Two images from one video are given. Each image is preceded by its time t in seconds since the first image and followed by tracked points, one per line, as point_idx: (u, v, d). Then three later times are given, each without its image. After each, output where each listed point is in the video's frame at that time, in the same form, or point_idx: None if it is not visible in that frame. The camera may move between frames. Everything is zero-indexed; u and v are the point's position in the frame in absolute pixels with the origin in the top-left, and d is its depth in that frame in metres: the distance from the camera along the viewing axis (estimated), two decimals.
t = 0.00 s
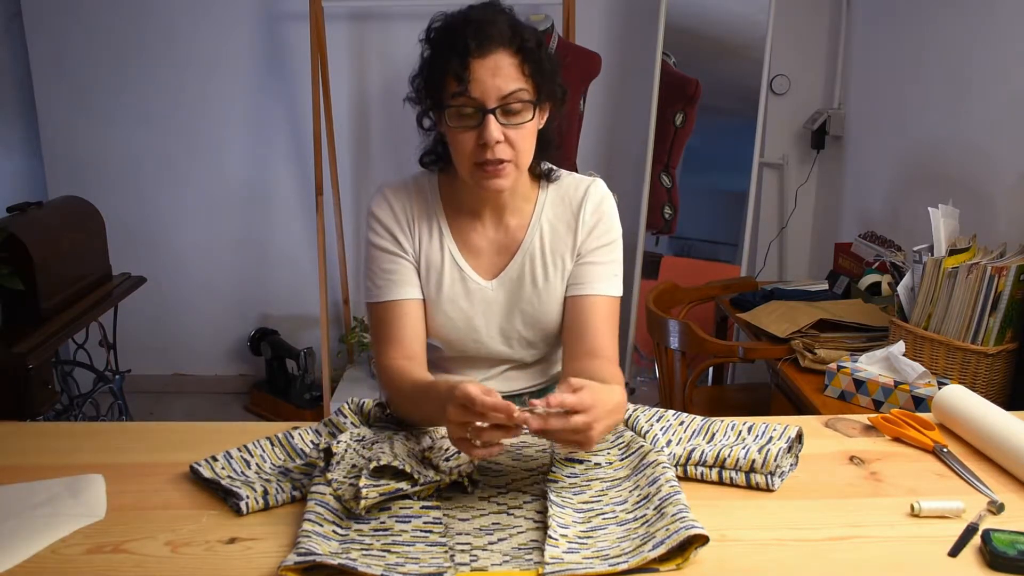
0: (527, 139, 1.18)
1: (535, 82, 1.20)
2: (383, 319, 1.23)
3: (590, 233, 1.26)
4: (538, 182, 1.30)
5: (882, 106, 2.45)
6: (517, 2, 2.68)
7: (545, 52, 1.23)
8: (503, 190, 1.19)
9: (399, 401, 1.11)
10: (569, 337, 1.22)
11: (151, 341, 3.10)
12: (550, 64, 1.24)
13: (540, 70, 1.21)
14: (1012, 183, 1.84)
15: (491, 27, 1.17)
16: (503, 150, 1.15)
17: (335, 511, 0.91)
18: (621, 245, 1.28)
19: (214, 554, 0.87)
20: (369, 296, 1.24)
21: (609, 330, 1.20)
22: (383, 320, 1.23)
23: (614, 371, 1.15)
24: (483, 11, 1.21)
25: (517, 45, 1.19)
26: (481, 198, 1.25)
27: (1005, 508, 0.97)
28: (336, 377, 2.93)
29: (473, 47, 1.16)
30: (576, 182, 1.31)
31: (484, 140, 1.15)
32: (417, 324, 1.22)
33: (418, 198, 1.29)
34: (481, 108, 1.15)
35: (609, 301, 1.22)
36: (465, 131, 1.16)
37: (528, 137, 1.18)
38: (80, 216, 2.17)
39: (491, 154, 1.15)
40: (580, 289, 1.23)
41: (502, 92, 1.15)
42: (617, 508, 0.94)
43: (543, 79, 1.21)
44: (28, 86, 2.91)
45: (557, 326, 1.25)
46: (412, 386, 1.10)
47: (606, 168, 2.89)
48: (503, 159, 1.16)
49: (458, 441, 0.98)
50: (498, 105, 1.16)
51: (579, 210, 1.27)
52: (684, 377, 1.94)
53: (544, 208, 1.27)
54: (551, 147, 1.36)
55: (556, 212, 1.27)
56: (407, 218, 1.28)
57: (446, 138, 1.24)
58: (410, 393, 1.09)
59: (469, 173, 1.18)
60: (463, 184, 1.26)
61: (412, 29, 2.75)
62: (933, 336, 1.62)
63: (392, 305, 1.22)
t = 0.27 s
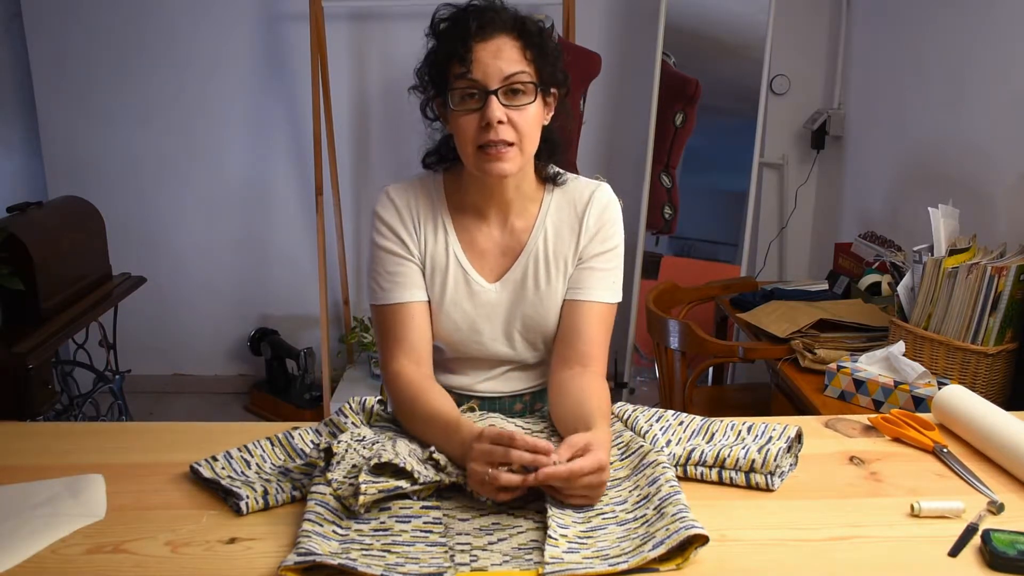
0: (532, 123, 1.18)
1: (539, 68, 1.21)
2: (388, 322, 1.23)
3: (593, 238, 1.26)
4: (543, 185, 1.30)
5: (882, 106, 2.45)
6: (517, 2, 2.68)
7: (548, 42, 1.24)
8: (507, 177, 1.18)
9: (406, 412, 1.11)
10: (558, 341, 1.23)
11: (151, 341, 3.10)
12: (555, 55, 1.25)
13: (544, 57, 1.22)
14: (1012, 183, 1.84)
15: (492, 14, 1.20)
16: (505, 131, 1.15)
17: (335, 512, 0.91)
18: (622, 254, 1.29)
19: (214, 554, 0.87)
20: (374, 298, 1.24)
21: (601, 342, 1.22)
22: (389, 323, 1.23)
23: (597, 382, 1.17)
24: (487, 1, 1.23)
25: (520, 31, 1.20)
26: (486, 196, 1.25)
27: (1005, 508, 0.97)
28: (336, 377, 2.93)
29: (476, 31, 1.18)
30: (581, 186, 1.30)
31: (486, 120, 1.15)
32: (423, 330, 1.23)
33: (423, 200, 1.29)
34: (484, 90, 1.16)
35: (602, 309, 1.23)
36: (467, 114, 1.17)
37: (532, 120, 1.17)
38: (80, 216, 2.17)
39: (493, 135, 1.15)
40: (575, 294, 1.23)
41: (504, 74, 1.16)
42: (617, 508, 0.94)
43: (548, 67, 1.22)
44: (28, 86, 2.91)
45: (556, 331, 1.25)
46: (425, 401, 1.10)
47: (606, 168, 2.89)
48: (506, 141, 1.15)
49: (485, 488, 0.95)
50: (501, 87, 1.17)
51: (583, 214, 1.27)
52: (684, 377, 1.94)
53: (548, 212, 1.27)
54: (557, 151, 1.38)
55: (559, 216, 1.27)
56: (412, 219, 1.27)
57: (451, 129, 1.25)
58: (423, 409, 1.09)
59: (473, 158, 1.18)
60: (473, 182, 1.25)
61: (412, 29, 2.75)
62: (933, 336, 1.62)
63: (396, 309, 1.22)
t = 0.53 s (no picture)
0: (535, 127, 1.18)
1: (541, 70, 1.21)
2: (389, 322, 1.23)
3: (596, 240, 1.26)
4: (548, 188, 1.30)
5: (882, 106, 2.45)
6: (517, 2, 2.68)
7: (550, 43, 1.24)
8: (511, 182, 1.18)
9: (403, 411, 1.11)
10: (560, 344, 1.24)
11: (151, 341, 3.10)
12: (556, 56, 1.25)
13: (546, 59, 1.22)
14: (1012, 183, 1.84)
15: (493, 17, 1.19)
16: (508, 135, 1.15)
17: (335, 512, 0.91)
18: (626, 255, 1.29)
19: (214, 554, 0.87)
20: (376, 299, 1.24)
21: (601, 342, 1.21)
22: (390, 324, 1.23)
23: (598, 382, 1.17)
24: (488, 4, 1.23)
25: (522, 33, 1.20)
26: (490, 200, 1.25)
27: (1005, 508, 0.97)
28: (336, 377, 2.94)
29: (476, 34, 1.17)
30: (585, 188, 1.30)
31: (488, 124, 1.15)
32: (422, 331, 1.23)
33: (428, 202, 1.29)
34: (486, 94, 1.16)
35: (607, 311, 1.23)
36: (470, 119, 1.17)
37: (535, 123, 1.18)
38: (80, 216, 2.17)
39: (497, 139, 1.15)
40: (580, 298, 1.23)
41: (506, 78, 1.16)
42: (618, 508, 0.94)
43: (550, 70, 1.22)
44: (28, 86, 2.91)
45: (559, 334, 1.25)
46: (423, 404, 1.10)
47: (606, 168, 2.89)
48: (509, 145, 1.15)
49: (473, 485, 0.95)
50: (503, 90, 1.17)
51: (586, 216, 1.27)
52: (684, 377, 1.94)
53: (552, 215, 1.27)
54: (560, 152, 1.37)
55: (563, 218, 1.27)
56: (416, 220, 1.27)
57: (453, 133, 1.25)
58: (422, 410, 1.09)
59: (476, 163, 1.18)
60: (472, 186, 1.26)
61: (412, 29, 2.75)
62: (933, 336, 1.62)
63: (398, 310, 1.22)
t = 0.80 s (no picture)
0: (537, 134, 1.18)
1: (544, 77, 1.21)
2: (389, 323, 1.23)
3: (596, 241, 1.26)
4: (548, 190, 1.29)
5: (882, 106, 2.46)
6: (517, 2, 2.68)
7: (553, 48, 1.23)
8: (512, 189, 1.19)
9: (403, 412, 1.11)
10: (560, 345, 1.24)
11: (151, 341, 3.10)
12: (559, 61, 1.24)
13: (549, 65, 1.21)
14: (1012, 183, 1.84)
15: (496, 23, 1.19)
16: (511, 143, 1.15)
17: (335, 511, 0.91)
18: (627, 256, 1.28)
19: (214, 554, 0.87)
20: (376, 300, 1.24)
21: (602, 342, 1.21)
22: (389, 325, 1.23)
23: (598, 383, 1.16)
24: (491, 9, 1.22)
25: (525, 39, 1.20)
26: (490, 203, 1.24)
27: (1005, 508, 0.97)
28: (336, 377, 2.94)
29: (480, 41, 1.17)
30: (586, 189, 1.30)
31: (491, 133, 1.15)
32: (423, 333, 1.23)
33: (428, 203, 1.29)
34: (489, 102, 1.16)
35: (608, 312, 1.23)
36: (472, 126, 1.16)
37: (537, 130, 1.18)
38: (80, 217, 2.17)
39: (499, 147, 1.15)
40: (581, 299, 1.23)
41: (508, 86, 1.16)
42: (617, 508, 0.94)
43: (553, 75, 1.22)
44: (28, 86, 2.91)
45: (559, 335, 1.25)
46: (423, 405, 1.10)
47: (606, 168, 2.89)
48: (512, 153, 1.16)
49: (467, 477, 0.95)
50: (506, 99, 1.16)
51: (586, 217, 1.27)
52: (684, 376, 1.94)
53: (552, 215, 1.27)
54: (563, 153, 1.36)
55: (563, 219, 1.27)
56: (418, 221, 1.27)
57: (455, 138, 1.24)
58: (422, 410, 1.09)
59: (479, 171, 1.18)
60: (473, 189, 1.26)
61: (412, 29, 2.75)
62: (932, 336, 1.62)
63: (399, 310, 1.22)
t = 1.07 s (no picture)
0: (539, 137, 1.18)
1: (546, 81, 1.20)
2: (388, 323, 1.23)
3: (596, 241, 1.26)
4: (547, 189, 1.29)
5: (882, 105, 2.45)
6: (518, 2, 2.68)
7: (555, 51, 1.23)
8: (512, 192, 1.19)
9: (402, 412, 1.11)
10: (560, 345, 1.24)
11: (151, 341, 3.10)
12: (561, 65, 1.24)
13: (551, 69, 1.21)
14: (1012, 183, 1.84)
15: (499, 25, 1.18)
16: (512, 147, 1.15)
17: (335, 512, 0.91)
18: (626, 255, 1.28)
19: (214, 554, 0.87)
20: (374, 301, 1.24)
21: (602, 343, 1.21)
22: (389, 325, 1.23)
23: (599, 383, 1.16)
24: (493, 11, 1.21)
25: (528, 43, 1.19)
26: (489, 204, 1.24)
27: (1005, 508, 0.97)
28: (336, 377, 2.93)
29: (482, 44, 1.16)
30: (586, 188, 1.30)
31: (493, 137, 1.14)
32: (423, 333, 1.23)
33: (427, 204, 1.29)
34: (491, 105, 1.15)
35: (607, 313, 1.23)
36: (473, 129, 1.16)
37: (538, 133, 1.18)
38: (80, 217, 2.17)
39: (500, 151, 1.15)
40: (580, 299, 1.23)
41: (510, 89, 1.15)
42: (617, 508, 0.94)
43: (554, 79, 1.21)
44: (27, 86, 2.90)
45: (558, 335, 1.25)
46: (423, 404, 1.10)
47: (606, 168, 2.89)
48: (513, 157, 1.16)
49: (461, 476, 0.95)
50: (508, 102, 1.15)
51: (585, 217, 1.27)
52: (684, 376, 1.94)
53: (552, 214, 1.27)
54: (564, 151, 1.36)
55: (562, 219, 1.27)
56: (417, 223, 1.27)
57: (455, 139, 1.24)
58: (423, 409, 1.09)
59: (479, 173, 1.18)
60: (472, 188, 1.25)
61: (411, 29, 2.75)
62: (932, 336, 1.62)
63: (398, 311, 1.22)
